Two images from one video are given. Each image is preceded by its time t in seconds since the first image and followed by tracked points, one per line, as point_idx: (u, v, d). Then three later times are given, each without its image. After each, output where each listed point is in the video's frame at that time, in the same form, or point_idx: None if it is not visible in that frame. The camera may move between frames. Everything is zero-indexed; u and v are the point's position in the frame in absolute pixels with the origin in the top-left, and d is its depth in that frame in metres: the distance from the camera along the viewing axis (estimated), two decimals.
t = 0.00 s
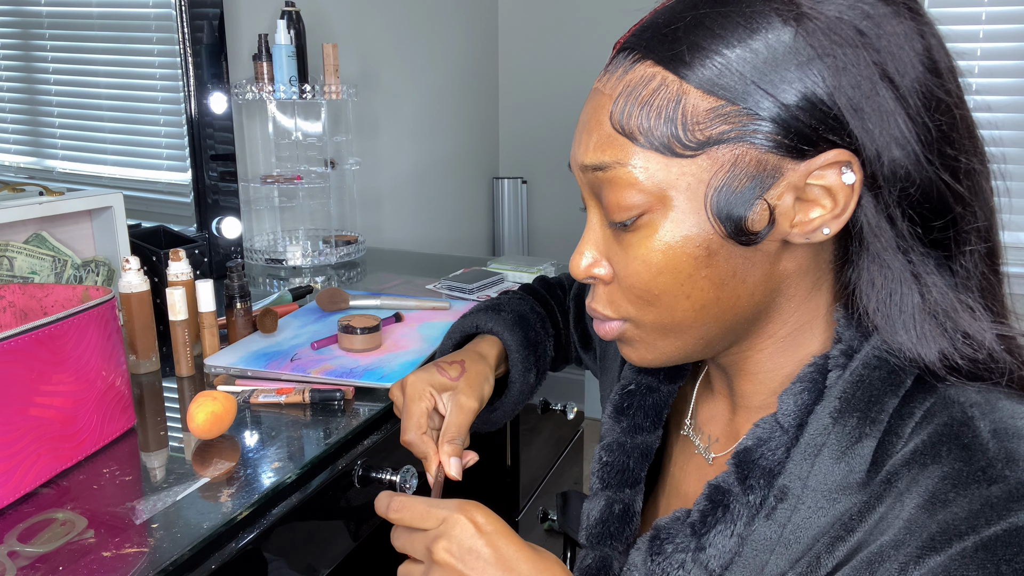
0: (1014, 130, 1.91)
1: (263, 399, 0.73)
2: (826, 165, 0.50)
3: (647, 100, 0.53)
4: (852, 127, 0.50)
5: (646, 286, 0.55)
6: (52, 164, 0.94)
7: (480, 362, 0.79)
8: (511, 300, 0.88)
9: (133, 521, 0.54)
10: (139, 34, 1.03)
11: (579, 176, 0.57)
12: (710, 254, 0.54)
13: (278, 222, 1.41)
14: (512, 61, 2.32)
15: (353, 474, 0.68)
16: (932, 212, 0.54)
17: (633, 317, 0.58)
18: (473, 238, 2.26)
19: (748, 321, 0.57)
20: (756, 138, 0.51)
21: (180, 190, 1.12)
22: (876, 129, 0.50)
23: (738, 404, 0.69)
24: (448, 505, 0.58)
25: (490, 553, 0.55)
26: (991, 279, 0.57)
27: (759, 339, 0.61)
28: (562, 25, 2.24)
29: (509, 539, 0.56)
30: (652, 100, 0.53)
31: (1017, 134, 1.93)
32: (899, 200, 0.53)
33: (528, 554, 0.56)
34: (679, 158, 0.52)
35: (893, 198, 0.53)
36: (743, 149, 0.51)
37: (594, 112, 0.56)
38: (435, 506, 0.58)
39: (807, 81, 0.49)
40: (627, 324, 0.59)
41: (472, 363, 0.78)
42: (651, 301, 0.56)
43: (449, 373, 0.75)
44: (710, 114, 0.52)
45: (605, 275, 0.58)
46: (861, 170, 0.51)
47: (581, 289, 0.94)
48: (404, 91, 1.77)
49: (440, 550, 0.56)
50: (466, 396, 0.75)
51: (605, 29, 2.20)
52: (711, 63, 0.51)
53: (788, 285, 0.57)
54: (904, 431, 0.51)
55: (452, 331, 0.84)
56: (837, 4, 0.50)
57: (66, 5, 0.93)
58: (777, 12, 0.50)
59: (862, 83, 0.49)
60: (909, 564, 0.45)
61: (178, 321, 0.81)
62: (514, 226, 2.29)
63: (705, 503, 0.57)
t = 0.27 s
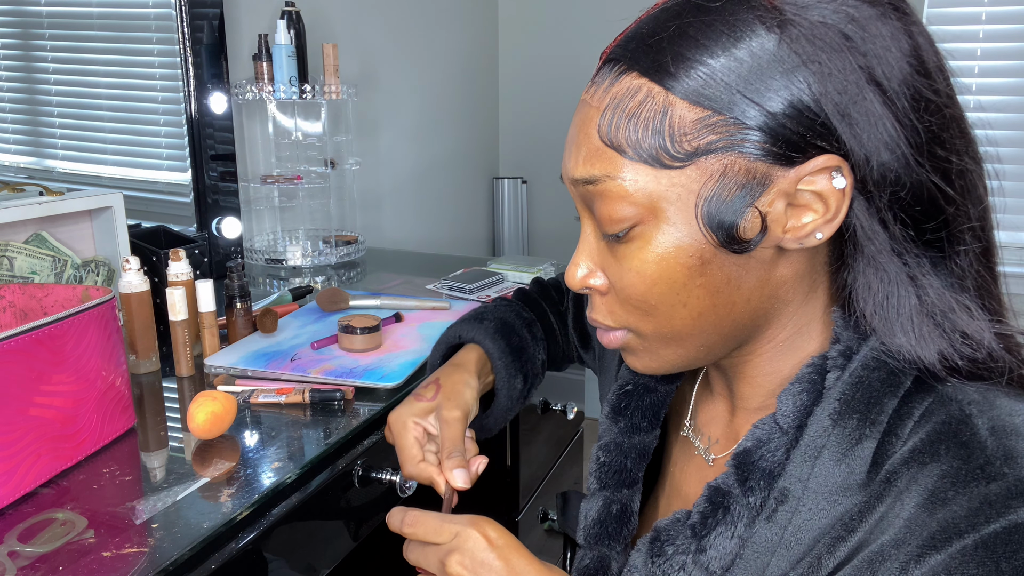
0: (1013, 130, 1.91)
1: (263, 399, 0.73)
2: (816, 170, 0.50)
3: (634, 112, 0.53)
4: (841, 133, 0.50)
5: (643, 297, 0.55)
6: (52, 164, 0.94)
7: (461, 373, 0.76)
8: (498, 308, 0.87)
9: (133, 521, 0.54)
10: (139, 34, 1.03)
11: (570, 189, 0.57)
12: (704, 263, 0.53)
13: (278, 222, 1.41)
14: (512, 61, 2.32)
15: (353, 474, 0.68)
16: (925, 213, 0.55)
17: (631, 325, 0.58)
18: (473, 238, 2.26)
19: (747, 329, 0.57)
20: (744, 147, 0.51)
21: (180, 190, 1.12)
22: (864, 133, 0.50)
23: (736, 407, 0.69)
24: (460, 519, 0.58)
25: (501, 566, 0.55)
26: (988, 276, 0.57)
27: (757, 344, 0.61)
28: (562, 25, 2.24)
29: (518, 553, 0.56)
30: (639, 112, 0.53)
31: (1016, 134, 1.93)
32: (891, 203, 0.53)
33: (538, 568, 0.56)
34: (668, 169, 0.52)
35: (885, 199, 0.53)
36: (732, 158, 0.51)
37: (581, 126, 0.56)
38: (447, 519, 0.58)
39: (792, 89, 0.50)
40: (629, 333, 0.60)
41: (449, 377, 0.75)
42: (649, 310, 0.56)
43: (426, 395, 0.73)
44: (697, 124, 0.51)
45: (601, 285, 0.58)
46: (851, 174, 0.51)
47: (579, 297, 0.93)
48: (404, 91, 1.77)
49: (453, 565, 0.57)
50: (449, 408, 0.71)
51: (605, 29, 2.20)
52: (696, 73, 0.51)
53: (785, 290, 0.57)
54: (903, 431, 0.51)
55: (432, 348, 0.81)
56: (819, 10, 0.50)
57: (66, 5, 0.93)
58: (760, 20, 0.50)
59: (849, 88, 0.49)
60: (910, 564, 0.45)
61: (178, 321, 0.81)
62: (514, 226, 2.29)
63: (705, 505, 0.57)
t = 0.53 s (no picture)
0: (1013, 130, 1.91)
1: (263, 399, 0.73)
2: (811, 180, 0.50)
3: (623, 132, 0.53)
4: (835, 140, 0.50)
5: (645, 314, 0.55)
6: (52, 164, 0.93)
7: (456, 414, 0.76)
8: (492, 343, 0.87)
9: (133, 521, 0.54)
10: (139, 34, 1.03)
11: (563, 211, 0.56)
12: (704, 278, 0.53)
13: (278, 222, 1.41)
14: (512, 61, 2.32)
15: (353, 475, 0.68)
16: (922, 213, 0.55)
17: (635, 340, 0.58)
18: (473, 238, 2.26)
19: (749, 338, 0.57)
20: (738, 162, 0.50)
21: (180, 190, 1.12)
22: (857, 139, 0.50)
23: (736, 412, 0.69)
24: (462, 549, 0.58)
25: None
26: (985, 274, 0.58)
27: (759, 353, 0.62)
28: (562, 26, 2.24)
29: None
30: (628, 132, 0.53)
31: (1016, 134, 1.93)
32: (888, 208, 0.54)
33: None
34: (662, 188, 0.52)
35: (882, 202, 0.53)
36: (725, 173, 0.51)
37: (570, 149, 0.55)
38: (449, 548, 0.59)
39: (781, 103, 0.49)
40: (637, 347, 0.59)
41: (443, 425, 0.75)
42: (652, 326, 0.55)
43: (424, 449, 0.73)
44: (688, 141, 0.51)
45: (602, 303, 0.58)
46: (846, 179, 0.51)
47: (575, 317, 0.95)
48: (404, 91, 1.77)
49: None
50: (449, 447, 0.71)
51: (605, 29, 2.20)
52: (684, 89, 0.51)
53: (789, 298, 0.57)
54: (902, 430, 0.51)
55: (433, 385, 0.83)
56: (801, 19, 0.50)
57: (66, 5, 0.93)
58: (743, 31, 0.50)
59: (838, 95, 0.49)
60: (912, 560, 0.45)
61: (178, 321, 0.81)
62: (514, 226, 2.29)
63: (706, 507, 0.57)
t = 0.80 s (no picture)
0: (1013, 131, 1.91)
1: (263, 399, 0.73)
2: (806, 180, 0.50)
3: (618, 134, 0.53)
4: (831, 141, 0.50)
5: (641, 317, 0.55)
6: (52, 164, 0.93)
7: (508, 431, 0.77)
8: (530, 350, 0.86)
9: (133, 521, 0.54)
10: (139, 34, 1.03)
11: (558, 213, 0.56)
12: (701, 280, 0.53)
13: (278, 222, 1.41)
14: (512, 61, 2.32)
15: (353, 475, 0.68)
16: (915, 212, 0.55)
17: (630, 343, 0.58)
18: (473, 238, 2.26)
19: (745, 339, 0.57)
20: (732, 163, 0.51)
21: (180, 190, 1.12)
22: (853, 140, 0.50)
23: (731, 411, 0.69)
24: None
25: None
26: (976, 274, 0.58)
27: (754, 353, 0.62)
28: (562, 25, 2.24)
29: None
30: (623, 134, 0.52)
31: (1016, 134, 1.93)
32: (884, 209, 0.54)
33: None
34: (657, 190, 0.52)
35: (877, 202, 0.53)
36: (721, 174, 0.51)
37: (564, 150, 0.55)
38: None
39: (777, 104, 0.49)
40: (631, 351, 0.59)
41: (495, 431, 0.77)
42: (647, 329, 0.55)
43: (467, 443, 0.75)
44: (684, 142, 0.51)
45: (596, 305, 0.58)
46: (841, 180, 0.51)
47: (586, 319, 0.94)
48: (404, 91, 1.77)
49: None
50: (490, 471, 0.74)
51: (605, 29, 2.20)
52: (679, 90, 0.51)
53: (784, 298, 0.57)
54: (894, 429, 0.52)
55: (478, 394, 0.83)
56: (795, 19, 0.50)
57: (66, 5, 0.93)
58: (737, 31, 0.50)
59: (834, 96, 0.49)
60: (904, 558, 0.45)
61: (178, 321, 0.81)
62: (514, 226, 2.29)
63: (701, 508, 0.57)
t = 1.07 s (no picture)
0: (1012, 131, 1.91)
1: (263, 399, 0.73)
2: (805, 182, 0.50)
3: (616, 138, 0.52)
4: (829, 143, 0.50)
5: (640, 320, 0.55)
6: (53, 164, 0.93)
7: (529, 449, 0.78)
8: (544, 359, 0.87)
9: (133, 521, 0.54)
10: (139, 34, 1.03)
11: (556, 217, 0.56)
12: (700, 283, 0.53)
13: (278, 222, 1.41)
14: (512, 61, 2.32)
15: (353, 475, 0.68)
16: (912, 213, 0.55)
17: (630, 347, 0.58)
18: (473, 238, 2.26)
19: (746, 340, 0.57)
20: (730, 166, 0.50)
21: (180, 190, 1.12)
22: (850, 141, 0.50)
23: (731, 412, 0.69)
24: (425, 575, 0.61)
25: None
26: (973, 276, 0.58)
27: (752, 353, 0.62)
28: (562, 26, 2.25)
29: None
30: (621, 138, 0.52)
31: (1015, 134, 1.93)
32: (882, 211, 0.54)
33: None
34: (656, 194, 0.52)
35: (875, 204, 0.54)
36: (720, 177, 0.51)
37: (562, 154, 0.55)
38: None
39: (775, 106, 0.49)
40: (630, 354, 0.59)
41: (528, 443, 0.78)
42: (647, 332, 0.55)
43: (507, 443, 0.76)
44: (682, 146, 0.51)
45: (595, 308, 0.57)
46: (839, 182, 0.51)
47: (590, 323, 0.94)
48: (404, 91, 1.77)
49: None
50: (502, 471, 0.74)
51: (604, 29, 2.20)
52: (676, 93, 0.51)
53: (784, 300, 0.57)
54: (891, 430, 0.52)
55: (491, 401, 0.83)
56: (791, 21, 0.50)
57: (66, 5, 0.93)
58: (734, 34, 0.50)
59: (831, 97, 0.49)
60: (901, 559, 0.44)
61: (178, 321, 0.81)
62: (514, 226, 2.29)
63: (699, 510, 0.57)
